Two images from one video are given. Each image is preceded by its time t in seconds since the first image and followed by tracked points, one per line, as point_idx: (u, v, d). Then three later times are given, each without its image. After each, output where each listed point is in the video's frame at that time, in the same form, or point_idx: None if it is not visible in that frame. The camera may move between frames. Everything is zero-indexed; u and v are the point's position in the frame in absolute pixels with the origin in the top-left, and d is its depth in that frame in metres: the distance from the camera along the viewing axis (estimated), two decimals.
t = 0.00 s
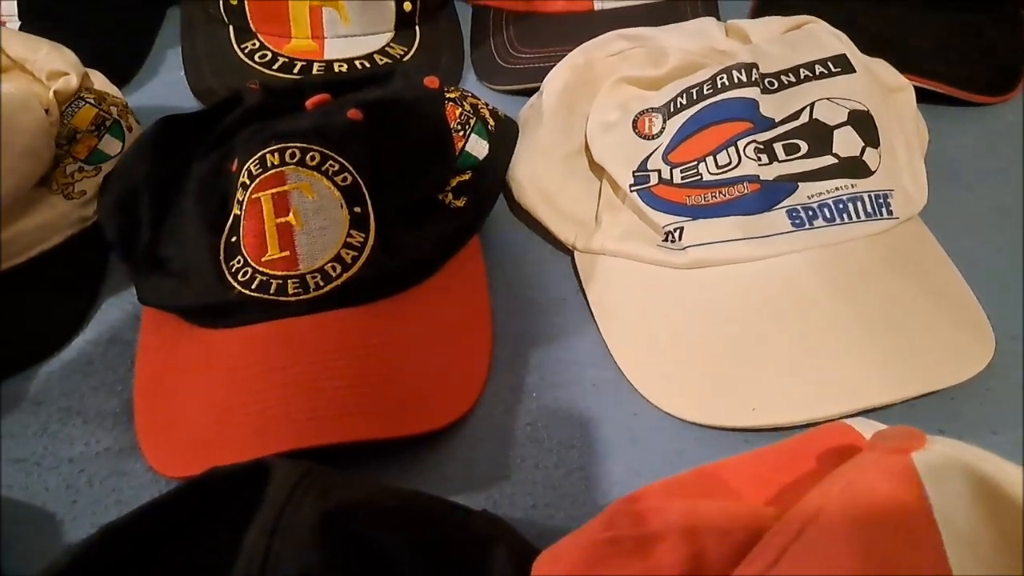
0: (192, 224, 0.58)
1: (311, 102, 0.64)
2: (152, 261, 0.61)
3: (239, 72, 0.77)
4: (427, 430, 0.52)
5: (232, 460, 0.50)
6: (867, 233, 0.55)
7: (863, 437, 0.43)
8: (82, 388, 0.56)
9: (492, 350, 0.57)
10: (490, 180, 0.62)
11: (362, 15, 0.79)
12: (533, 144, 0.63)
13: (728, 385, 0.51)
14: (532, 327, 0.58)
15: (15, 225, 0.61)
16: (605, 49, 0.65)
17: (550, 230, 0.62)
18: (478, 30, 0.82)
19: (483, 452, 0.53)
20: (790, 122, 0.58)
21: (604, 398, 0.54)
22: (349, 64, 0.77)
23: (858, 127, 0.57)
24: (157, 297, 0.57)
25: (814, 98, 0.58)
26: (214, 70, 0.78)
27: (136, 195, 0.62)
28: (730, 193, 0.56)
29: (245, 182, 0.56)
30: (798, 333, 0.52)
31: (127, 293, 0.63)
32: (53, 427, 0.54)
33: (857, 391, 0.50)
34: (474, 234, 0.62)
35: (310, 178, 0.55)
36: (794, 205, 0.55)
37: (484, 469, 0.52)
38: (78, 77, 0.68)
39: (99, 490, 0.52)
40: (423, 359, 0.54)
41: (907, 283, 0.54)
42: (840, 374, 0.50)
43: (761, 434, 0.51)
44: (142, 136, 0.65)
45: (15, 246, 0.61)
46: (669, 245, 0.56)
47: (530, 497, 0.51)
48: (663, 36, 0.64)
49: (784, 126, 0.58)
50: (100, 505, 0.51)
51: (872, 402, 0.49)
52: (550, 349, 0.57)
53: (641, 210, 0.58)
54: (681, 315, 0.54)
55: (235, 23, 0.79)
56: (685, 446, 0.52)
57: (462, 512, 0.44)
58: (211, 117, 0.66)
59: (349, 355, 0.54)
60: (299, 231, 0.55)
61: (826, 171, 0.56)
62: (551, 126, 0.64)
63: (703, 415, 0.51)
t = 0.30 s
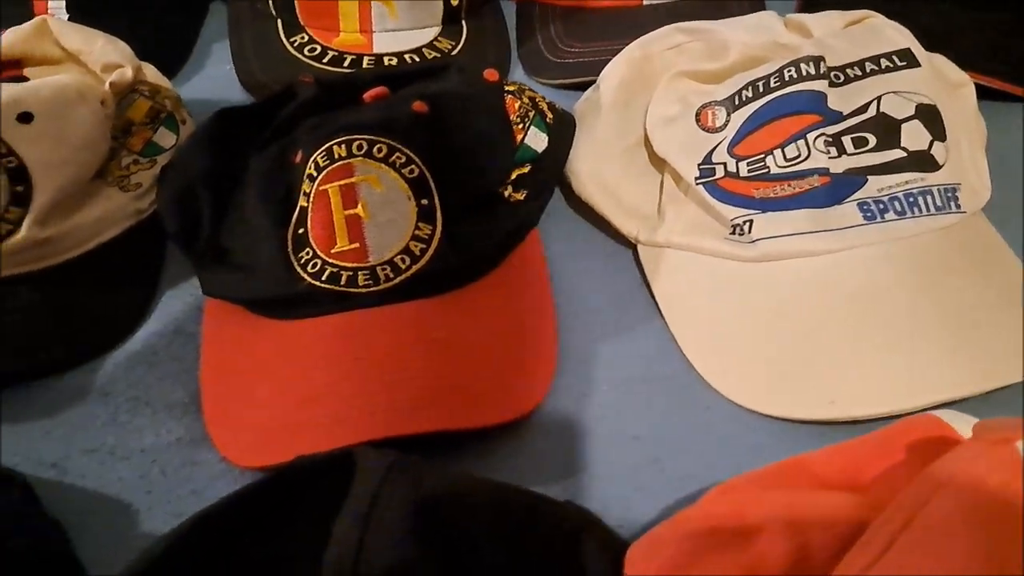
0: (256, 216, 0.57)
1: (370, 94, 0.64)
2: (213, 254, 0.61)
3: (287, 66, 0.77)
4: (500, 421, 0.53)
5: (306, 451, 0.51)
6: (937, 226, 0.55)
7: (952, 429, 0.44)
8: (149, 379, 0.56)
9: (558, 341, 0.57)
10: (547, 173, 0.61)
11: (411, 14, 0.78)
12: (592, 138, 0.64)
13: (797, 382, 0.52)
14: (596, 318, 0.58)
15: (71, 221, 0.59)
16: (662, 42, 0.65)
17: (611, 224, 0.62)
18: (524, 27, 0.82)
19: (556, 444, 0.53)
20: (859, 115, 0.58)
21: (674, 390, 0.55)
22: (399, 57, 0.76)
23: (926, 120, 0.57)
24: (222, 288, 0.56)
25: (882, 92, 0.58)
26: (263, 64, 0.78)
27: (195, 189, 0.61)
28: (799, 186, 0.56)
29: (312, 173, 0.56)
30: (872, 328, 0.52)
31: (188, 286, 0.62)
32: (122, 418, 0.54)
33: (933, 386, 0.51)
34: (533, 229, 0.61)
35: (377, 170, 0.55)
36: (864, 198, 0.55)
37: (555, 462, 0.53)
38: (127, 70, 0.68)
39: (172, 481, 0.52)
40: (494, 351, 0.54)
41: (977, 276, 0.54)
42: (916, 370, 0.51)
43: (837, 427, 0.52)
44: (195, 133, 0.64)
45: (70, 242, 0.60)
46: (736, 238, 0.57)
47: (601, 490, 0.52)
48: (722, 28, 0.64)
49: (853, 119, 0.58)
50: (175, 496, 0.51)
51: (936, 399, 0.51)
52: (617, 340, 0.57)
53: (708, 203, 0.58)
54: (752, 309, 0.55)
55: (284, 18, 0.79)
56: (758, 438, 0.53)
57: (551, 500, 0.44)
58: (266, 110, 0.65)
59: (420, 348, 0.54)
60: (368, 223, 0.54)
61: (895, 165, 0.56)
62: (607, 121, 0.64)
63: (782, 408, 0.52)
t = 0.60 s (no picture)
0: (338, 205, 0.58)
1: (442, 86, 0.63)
2: (292, 243, 0.61)
3: (350, 59, 0.78)
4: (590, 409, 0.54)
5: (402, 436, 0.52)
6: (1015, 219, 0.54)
7: None
8: (235, 364, 0.57)
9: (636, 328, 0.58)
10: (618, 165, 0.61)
11: (471, 6, 0.80)
12: (660, 128, 0.64)
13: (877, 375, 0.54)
14: (671, 307, 0.59)
15: (150, 207, 0.61)
16: (730, 37, 0.65)
17: (683, 217, 0.62)
18: (581, 21, 0.83)
19: (641, 429, 0.54)
20: (933, 110, 0.58)
21: (754, 380, 0.56)
22: (460, 52, 0.78)
23: (999, 116, 0.57)
24: (307, 277, 0.57)
25: (956, 87, 0.59)
26: (326, 57, 0.79)
27: (271, 180, 0.61)
28: (875, 180, 0.57)
29: (395, 163, 0.57)
30: (953, 319, 0.53)
31: (266, 272, 0.64)
32: (213, 401, 0.55)
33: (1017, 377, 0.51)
34: (604, 222, 0.61)
35: (460, 161, 0.57)
36: (940, 192, 0.56)
37: (642, 451, 0.54)
38: (202, 60, 0.69)
39: (266, 462, 0.53)
40: (578, 338, 0.55)
41: None
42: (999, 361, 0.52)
43: (922, 417, 0.53)
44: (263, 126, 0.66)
45: (149, 229, 0.62)
46: (813, 230, 0.58)
47: (689, 477, 0.53)
48: (793, 24, 0.64)
49: (928, 115, 0.58)
50: (269, 477, 0.53)
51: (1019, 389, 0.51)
52: (694, 329, 0.58)
53: (781, 195, 0.59)
54: (831, 301, 0.56)
55: (346, 12, 0.80)
56: (840, 426, 0.54)
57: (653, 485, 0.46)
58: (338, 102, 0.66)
59: (509, 336, 0.55)
60: (452, 213, 0.56)
61: (968, 161, 0.56)
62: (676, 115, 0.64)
63: (869, 399, 0.53)
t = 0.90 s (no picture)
0: (438, 208, 0.59)
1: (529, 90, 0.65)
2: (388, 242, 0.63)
3: (427, 59, 0.78)
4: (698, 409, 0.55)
5: (521, 435, 0.53)
6: None
7: None
8: (339, 362, 0.58)
9: (734, 330, 0.59)
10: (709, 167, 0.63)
11: (545, 7, 0.81)
12: (747, 131, 0.64)
13: (987, 378, 0.54)
14: (767, 309, 0.60)
15: (247, 206, 0.63)
16: (815, 40, 0.64)
17: (772, 219, 0.63)
18: (652, 24, 0.84)
19: (748, 428, 0.55)
20: None
21: (857, 380, 0.57)
22: (536, 53, 0.78)
23: None
24: (412, 276, 0.58)
25: None
26: (402, 58, 0.79)
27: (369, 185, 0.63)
28: (972, 184, 0.58)
29: (497, 166, 0.58)
30: None
31: (364, 270, 0.65)
32: (321, 399, 0.56)
33: None
34: (695, 222, 0.62)
35: (562, 163, 0.57)
36: None
37: (751, 449, 0.55)
38: (287, 61, 0.71)
39: (380, 460, 0.54)
40: (683, 340, 0.56)
41: None
42: None
43: None
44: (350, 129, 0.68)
45: (245, 227, 0.63)
46: (910, 232, 0.58)
47: (800, 475, 0.54)
48: (878, 27, 0.64)
49: None
50: (383, 473, 0.54)
51: None
52: (791, 331, 0.59)
53: (874, 197, 0.60)
54: (932, 304, 0.56)
55: (421, 13, 0.81)
56: (946, 426, 0.55)
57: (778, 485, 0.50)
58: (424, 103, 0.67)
59: (620, 335, 0.55)
60: (555, 215, 0.56)
61: None
62: (765, 117, 0.64)
63: (976, 401, 0.54)
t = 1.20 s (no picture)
0: (531, 205, 0.59)
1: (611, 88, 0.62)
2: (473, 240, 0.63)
3: (497, 56, 0.79)
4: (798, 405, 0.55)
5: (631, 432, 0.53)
6: None
7: None
8: (434, 358, 0.59)
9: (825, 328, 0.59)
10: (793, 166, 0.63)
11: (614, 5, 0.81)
12: (828, 128, 0.64)
13: None
14: (855, 307, 0.61)
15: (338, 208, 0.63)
16: (893, 39, 0.64)
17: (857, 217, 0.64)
18: (717, 23, 0.85)
19: (849, 424, 0.56)
20: None
21: (952, 377, 0.57)
22: (606, 52, 0.79)
23: None
24: (503, 273, 0.59)
25: None
26: (472, 54, 0.80)
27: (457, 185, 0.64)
28: None
29: (590, 164, 0.59)
30: None
31: (450, 266, 0.65)
32: (419, 394, 0.57)
33: None
34: (779, 220, 0.62)
35: (656, 161, 0.58)
36: None
37: (850, 447, 0.56)
38: (367, 60, 0.71)
39: (482, 455, 0.55)
40: (780, 337, 0.57)
41: None
42: None
43: None
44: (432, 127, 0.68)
45: (332, 224, 0.64)
46: (1001, 231, 0.60)
47: (907, 470, 0.55)
48: (959, 26, 0.63)
49: None
50: (486, 468, 0.54)
51: None
52: (883, 328, 0.60)
53: (964, 196, 0.60)
54: None
55: (489, 10, 0.81)
56: None
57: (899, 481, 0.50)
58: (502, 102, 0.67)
59: (720, 333, 0.56)
60: (651, 211, 0.57)
61: None
62: (846, 117, 0.63)
63: None
